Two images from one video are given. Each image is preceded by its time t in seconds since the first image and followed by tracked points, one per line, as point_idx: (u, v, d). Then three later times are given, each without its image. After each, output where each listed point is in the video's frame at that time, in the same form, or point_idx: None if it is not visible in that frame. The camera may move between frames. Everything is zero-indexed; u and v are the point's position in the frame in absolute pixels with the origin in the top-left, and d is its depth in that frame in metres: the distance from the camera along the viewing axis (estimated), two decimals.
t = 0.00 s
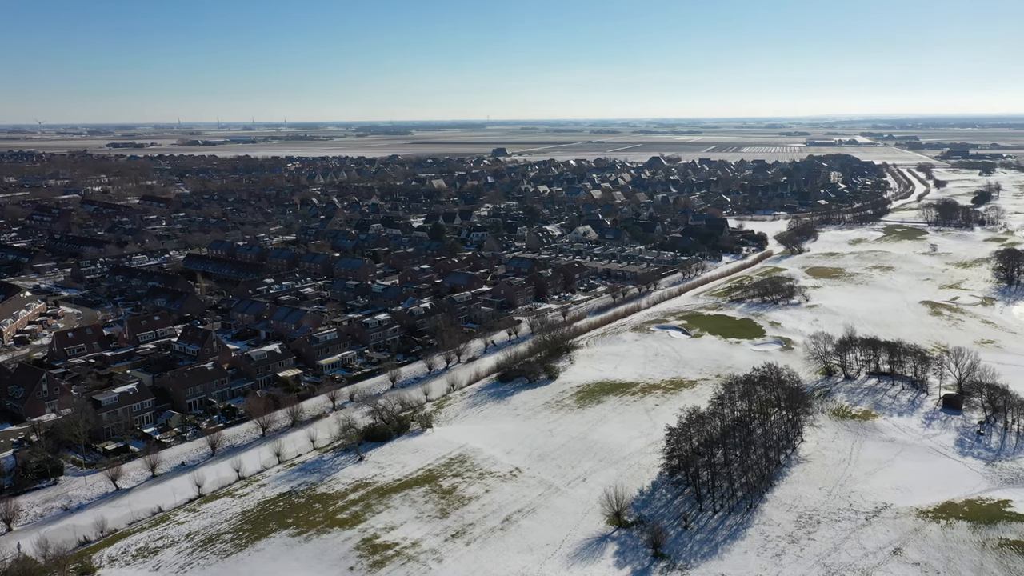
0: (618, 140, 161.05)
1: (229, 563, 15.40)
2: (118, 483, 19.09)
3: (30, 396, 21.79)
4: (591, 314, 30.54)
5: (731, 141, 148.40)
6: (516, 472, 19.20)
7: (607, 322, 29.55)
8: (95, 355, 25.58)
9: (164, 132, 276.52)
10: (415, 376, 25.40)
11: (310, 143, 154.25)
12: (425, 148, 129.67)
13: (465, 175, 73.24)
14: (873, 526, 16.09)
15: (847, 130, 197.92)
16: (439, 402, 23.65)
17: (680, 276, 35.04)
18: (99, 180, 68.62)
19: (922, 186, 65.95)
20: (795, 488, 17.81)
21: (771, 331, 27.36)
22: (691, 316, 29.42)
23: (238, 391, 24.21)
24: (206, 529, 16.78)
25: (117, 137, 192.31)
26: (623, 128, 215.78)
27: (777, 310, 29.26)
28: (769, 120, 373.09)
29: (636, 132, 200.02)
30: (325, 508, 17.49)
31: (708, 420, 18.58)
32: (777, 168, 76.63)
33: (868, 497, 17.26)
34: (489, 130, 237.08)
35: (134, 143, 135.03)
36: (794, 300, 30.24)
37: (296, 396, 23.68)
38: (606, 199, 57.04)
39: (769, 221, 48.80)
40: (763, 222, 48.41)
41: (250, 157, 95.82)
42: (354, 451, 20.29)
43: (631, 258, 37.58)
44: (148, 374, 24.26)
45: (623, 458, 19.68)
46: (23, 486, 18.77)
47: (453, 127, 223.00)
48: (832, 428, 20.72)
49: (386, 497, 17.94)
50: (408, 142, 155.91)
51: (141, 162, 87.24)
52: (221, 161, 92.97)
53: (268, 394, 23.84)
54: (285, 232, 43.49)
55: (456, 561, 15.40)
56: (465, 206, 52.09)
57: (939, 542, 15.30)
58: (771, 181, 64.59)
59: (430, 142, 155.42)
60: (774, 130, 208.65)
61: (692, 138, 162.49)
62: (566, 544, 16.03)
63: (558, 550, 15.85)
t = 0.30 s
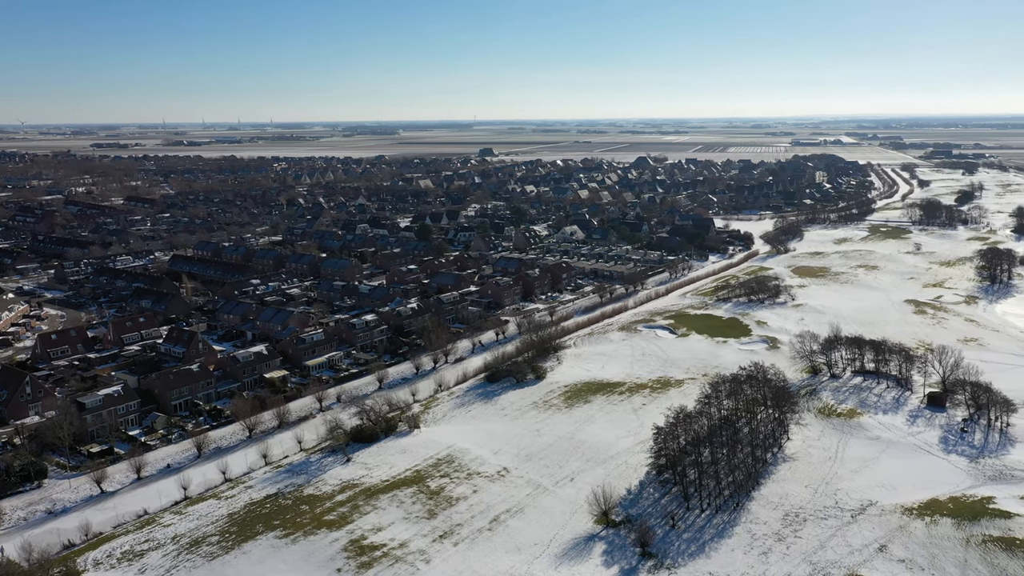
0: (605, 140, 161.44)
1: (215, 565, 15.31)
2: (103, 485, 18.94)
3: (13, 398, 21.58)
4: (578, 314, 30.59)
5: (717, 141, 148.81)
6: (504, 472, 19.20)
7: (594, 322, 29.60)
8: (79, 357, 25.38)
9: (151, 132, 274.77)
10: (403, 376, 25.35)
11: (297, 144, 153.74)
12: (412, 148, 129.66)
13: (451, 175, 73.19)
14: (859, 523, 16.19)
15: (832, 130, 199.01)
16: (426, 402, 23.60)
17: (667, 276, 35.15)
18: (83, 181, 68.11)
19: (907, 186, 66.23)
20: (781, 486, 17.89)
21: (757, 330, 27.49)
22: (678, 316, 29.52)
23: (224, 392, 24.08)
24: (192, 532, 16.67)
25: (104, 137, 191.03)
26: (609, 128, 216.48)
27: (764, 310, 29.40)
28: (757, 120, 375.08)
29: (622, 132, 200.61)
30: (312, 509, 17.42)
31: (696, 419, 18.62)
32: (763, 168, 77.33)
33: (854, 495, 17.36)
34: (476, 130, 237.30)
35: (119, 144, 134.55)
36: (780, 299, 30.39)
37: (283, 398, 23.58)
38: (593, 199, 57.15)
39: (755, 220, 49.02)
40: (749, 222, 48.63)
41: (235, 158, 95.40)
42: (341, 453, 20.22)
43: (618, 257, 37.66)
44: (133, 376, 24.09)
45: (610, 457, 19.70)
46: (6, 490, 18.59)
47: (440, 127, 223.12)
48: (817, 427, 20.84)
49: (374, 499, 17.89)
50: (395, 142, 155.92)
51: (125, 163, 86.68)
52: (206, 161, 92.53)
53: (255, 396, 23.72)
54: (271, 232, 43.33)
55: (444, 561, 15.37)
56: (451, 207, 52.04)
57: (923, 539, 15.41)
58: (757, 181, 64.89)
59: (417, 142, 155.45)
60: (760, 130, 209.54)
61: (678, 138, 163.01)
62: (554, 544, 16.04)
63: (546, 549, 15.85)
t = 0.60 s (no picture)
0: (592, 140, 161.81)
1: (201, 568, 15.22)
2: (87, 489, 18.78)
3: None
4: (565, 314, 30.63)
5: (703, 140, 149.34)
6: (491, 472, 19.19)
7: (582, 322, 29.65)
8: (63, 359, 25.17)
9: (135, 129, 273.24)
10: (390, 377, 25.29)
11: (280, 143, 153.84)
12: (399, 149, 129.61)
13: (438, 175, 73.12)
14: (845, 521, 16.28)
15: (817, 130, 200.23)
16: (414, 403, 23.55)
17: (654, 275, 35.26)
18: (66, 182, 67.59)
19: (891, 186, 66.46)
20: (768, 485, 17.96)
21: (743, 330, 27.62)
22: (665, 315, 29.61)
23: (210, 394, 23.95)
24: (178, 535, 16.56)
25: (86, 137, 189.78)
26: (597, 128, 216.97)
27: (750, 309, 29.54)
28: (745, 120, 377.03)
29: (609, 132, 201.21)
30: (299, 511, 17.35)
31: (682, 418, 18.67)
32: (749, 168, 77.37)
33: (840, 493, 17.45)
34: (464, 130, 237.21)
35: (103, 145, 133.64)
36: (766, 298, 30.54)
37: (269, 399, 23.46)
38: (580, 199, 57.26)
39: (741, 220, 49.25)
40: (735, 221, 48.86)
41: (221, 158, 94.91)
42: (329, 454, 20.15)
43: (605, 257, 37.74)
44: (117, 378, 23.90)
45: (598, 457, 19.73)
46: None
47: (428, 127, 222.94)
48: (803, 425, 20.94)
49: (361, 500, 17.84)
50: (383, 142, 155.96)
51: (109, 163, 86.04)
52: (191, 161, 92.08)
53: (241, 397, 23.59)
54: (257, 233, 43.16)
55: (431, 562, 15.34)
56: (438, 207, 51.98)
57: (908, 536, 15.52)
58: (743, 181, 65.20)
59: (404, 142, 155.54)
60: (746, 130, 210.47)
61: (665, 138, 163.57)
62: (542, 544, 16.04)
63: (534, 549, 15.85)
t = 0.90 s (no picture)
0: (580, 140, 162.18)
1: (188, 571, 15.13)
2: (71, 492, 18.62)
3: None
4: (553, 314, 30.67)
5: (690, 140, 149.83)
6: (480, 472, 19.18)
7: (569, 321, 29.69)
8: (46, 361, 24.96)
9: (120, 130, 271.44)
10: (377, 378, 25.23)
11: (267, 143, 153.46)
12: (386, 150, 129.49)
13: (425, 175, 73.00)
14: (831, 519, 16.38)
15: (802, 130, 201.52)
16: (401, 404, 23.50)
17: (641, 275, 35.35)
18: (49, 182, 67.05)
19: (875, 185, 66.72)
20: (755, 483, 18.04)
21: (729, 329, 27.74)
22: (652, 315, 29.70)
23: (196, 395, 23.81)
24: (164, 538, 16.45)
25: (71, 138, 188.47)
26: (584, 129, 217.40)
27: (737, 308, 29.68)
28: (731, 120, 378.66)
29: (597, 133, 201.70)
30: (286, 513, 17.27)
31: (670, 417, 18.73)
32: (735, 168, 77.77)
33: (826, 491, 17.55)
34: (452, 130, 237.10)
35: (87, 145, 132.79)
36: (753, 298, 30.69)
37: (256, 401, 23.34)
38: (567, 199, 57.35)
39: (727, 220, 49.46)
40: (721, 221, 49.06)
41: (206, 159, 94.38)
42: (316, 455, 20.07)
43: (592, 257, 37.81)
44: (102, 380, 23.72)
45: (585, 456, 19.76)
46: None
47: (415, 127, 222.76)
48: (790, 424, 21.04)
49: (349, 501, 17.78)
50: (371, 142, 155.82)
51: (93, 164, 85.44)
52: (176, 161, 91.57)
53: (227, 399, 23.47)
54: (243, 234, 42.98)
55: (419, 563, 15.31)
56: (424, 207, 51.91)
57: (893, 533, 15.63)
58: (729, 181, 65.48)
59: (392, 142, 155.38)
60: (733, 130, 211.38)
61: (652, 138, 164.13)
62: (530, 544, 16.05)
63: (522, 549, 15.85)
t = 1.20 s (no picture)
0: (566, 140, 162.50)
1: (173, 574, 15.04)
2: (56, 495, 18.47)
3: None
4: (540, 314, 30.69)
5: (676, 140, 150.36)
6: (468, 473, 19.16)
7: (557, 321, 29.72)
8: (30, 364, 24.75)
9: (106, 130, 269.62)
10: (365, 379, 25.16)
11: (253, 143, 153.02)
12: (372, 150, 129.43)
13: (411, 175, 72.90)
14: (817, 517, 16.47)
15: (788, 130, 202.79)
16: (389, 404, 23.45)
17: (628, 275, 35.44)
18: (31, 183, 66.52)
19: (860, 185, 67.10)
20: (741, 482, 18.12)
21: (716, 328, 27.85)
22: (639, 315, 29.77)
23: (181, 397, 23.67)
24: (150, 541, 16.34)
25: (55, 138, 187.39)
26: (571, 128, 217.87)
27: (723, 308, 29.81)
28: (719, 120, 380.19)
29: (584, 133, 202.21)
30: (273, 515, 17.19)
31: (657, 417, 18.77)
32: (721, 168, 78.12)
33: (812, 489, 17.64)
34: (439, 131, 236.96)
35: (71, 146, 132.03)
36: (739, 297, 30.83)
37: (242, 402, 23.23)
38: (553, 199, 57.43)
39: (714, 219, 49.64)
40: (708, 220, 49.24)
41: (191, 159, 93.88)
42: (303, 457, 20.00)
43: (579, 257, 37.87)
44: (87, 382, 23.53)
45: (573, 456, 19.77)
46: None
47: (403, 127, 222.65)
48: (776, 423, 21.13)
49: (336, 502, 17.73)
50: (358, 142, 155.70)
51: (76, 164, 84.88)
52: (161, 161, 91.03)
53: (213, 400, 23.35)
54: (228, 234, 42.78)
55: (407, 564, 15.28)
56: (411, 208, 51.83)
57: (879, 531, 15.73)
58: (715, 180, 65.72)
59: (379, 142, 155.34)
60: (719, 130, 212.34)
61: (638, 138, 164.74)
62: (518, 544, 16.05)
63: (510, 550, 15.84)
